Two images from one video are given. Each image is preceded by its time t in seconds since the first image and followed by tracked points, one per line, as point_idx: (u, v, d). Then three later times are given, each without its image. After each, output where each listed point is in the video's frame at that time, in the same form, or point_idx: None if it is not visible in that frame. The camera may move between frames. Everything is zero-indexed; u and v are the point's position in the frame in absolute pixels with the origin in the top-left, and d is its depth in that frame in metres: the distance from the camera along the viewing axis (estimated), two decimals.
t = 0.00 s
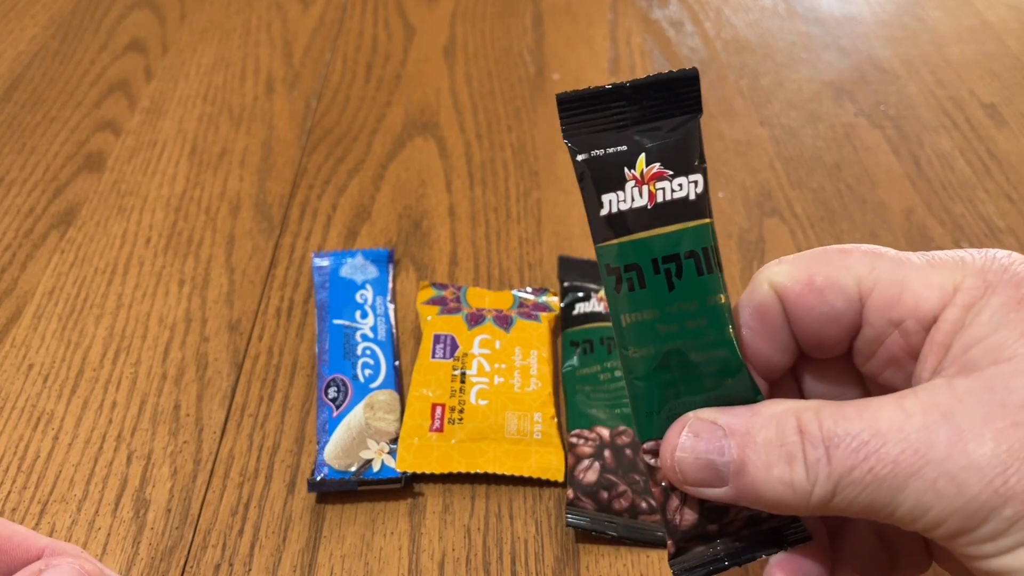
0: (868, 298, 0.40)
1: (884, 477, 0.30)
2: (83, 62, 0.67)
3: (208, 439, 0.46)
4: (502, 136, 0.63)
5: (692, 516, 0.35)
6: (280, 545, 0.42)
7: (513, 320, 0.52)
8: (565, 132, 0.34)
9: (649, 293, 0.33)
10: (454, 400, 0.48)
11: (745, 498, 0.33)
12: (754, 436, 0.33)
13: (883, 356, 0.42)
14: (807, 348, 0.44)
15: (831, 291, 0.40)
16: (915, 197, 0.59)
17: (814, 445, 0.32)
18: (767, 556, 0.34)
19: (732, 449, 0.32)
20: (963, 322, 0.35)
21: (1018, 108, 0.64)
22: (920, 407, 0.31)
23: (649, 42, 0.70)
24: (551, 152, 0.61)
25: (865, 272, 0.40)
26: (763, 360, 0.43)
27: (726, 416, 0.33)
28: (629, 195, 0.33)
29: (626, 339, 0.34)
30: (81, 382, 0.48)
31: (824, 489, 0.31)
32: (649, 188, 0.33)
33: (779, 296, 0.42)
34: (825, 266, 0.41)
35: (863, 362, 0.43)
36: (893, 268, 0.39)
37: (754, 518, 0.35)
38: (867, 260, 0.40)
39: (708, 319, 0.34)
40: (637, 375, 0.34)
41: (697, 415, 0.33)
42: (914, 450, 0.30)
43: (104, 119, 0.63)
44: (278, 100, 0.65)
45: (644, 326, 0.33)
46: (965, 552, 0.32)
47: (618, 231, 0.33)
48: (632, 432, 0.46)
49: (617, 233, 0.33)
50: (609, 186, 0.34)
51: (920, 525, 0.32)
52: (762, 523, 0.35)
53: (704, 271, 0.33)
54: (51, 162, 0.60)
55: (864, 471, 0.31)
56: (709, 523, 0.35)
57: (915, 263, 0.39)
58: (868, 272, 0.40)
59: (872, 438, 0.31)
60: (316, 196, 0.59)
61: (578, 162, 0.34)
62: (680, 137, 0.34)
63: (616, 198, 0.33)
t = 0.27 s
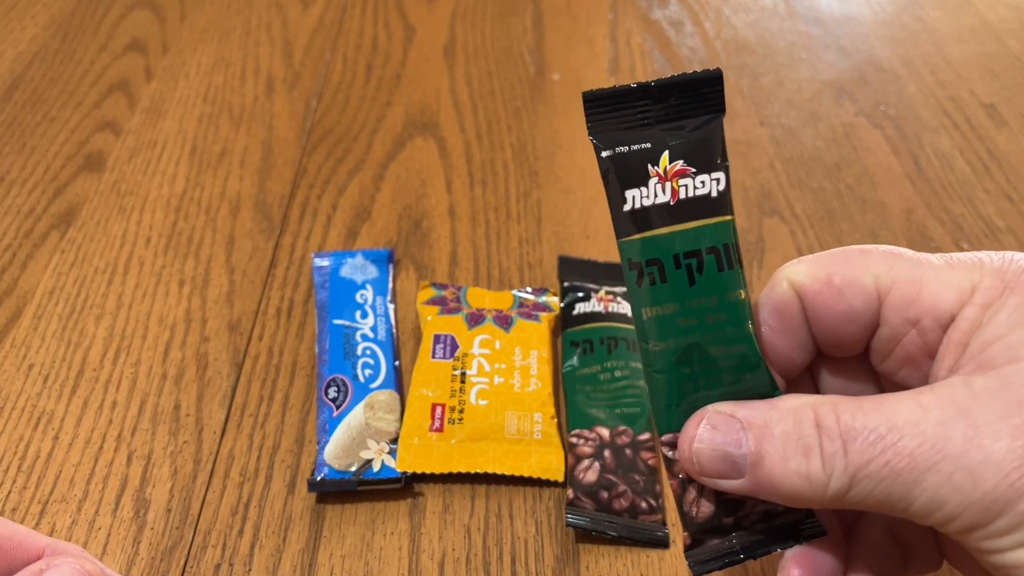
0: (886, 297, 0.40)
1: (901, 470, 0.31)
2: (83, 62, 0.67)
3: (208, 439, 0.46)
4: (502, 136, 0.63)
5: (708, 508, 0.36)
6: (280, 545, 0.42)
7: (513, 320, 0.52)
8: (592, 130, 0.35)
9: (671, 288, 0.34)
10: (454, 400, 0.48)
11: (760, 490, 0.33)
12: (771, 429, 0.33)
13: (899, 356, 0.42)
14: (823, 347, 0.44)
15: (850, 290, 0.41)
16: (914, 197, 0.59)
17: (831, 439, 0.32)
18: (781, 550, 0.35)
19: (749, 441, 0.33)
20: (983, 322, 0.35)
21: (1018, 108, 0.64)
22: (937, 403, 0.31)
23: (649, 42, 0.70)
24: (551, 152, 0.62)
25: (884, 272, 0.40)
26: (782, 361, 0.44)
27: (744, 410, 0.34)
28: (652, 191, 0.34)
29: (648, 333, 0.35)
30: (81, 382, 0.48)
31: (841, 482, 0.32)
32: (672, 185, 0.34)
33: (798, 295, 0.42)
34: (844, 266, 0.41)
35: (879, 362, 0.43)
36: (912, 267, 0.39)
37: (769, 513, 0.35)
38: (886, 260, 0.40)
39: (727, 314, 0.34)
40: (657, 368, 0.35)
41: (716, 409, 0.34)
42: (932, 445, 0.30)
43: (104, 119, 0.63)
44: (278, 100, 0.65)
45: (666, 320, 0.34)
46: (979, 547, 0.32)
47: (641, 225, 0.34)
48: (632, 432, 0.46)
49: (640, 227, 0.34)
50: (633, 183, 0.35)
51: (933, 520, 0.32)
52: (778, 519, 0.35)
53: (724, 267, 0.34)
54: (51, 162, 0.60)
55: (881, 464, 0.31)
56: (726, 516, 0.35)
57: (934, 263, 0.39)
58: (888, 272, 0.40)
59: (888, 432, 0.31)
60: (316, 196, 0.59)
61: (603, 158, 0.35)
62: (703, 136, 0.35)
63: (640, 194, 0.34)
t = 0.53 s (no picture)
0: (911, 306, 0.41)
1: (925, 476, 0.31)
2: (84, 62, 0.67)
3: (209, 439, 0.46)
4: (502, 136, 0.63)
5: (734, 513, 0.36)
6: (281, 545, 0.42)
7: (513, 320, 0.52)
8: (612, 149, 0.37)
9: (691, 294, 0.34)
10: (454, 400, 0.48)
11: (784, 494, 0.33)
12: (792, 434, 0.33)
13: (926, 364, 0.42)
14: (852, 357, 0.45)
15: (874, 299, 0.42)
16: (914, 197, 0.59)
17: (854, 443, 0.33)
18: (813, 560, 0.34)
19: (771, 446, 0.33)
20: (1007, 328, 0.36)
21: (1018, 108, 0.64)
22: (960, 410, 0.31)
23: (649, 42, 0.70)
24: (551, 152, 0.62)
25: (908, 282, 0.41)
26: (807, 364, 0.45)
27: (767, 414, 0.34)
28: (670, 203, 0.35)
29: (670, 339, 0.35)
30: (82, 382, 0.49)
31: (864, 486, 0.32)
32: (690, 197, 0.35)
33: (823, 305, 0.43)
34: (868, 276, 0.42)
35: (907, 369, 0.44)
36: (936, 277, 0.40)
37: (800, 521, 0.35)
38: (909, 270, 0.41)
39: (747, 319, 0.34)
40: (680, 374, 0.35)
41: (738, 412, 0.34)
42: (956, 452, 0.31)
43: (104, 119, 0.63)
44: (279, 101, 0.65)
45: (686, 326, 0.34)
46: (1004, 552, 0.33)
47: (660, 235, 0.35)
48: (632, 432, 0.46)
49: (659, 237, 0.35)
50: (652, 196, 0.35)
51: (957, 523, 0.32)
52: (810, 528, 0.35)
53: (743, 272, 0.34)
54: (52, 163, 0.60)
55: (904, 469, 0.32)
56: (753, 522, 0.35)
57: (959, 271, 0.40)
58: (911, 282, 0.41)
59: (912, 438, 0.31)
60: (317, 196, 0.59)
61: (623, 175, 0.36)
62: (719, 153, 0.36)
63: (659, 207, 0.35)
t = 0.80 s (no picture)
0: (962, 277, 0.41)
1: (966, 444, 0.32)
2: (84, 62, 0.67)
3: (209, 439, 0.46)
4: (502, 136, 0.63)
5: (777, 482, 0.36)
6: (281, 545, 0.42)
7: (513, 321, 0.52)
8: (607, 136, 0.37)
9: (707, 272, 0.34)
10: (455, 399, 0.48)
11: (818, 452, 0.34)
12: (832, 395, 0.34)
13: (974, 337, 0.42)
14: (897, 329, 0.46)
15: (924, 269, 0.42)
16: (914, 197, 0.59)
17: (895, 407, 0.33)
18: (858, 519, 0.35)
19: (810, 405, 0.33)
20: None
21: (1018, 109, 0.64)
22: (1006, 380, 0.32)
23: (648, 42, 0.70)
24: (551, 152, 0.62)
25: (959, 253, 0.41)
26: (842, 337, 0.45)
27: (805, 374, 0.34)
28: (673, 183, 0.35)
29: (692, 319, 0.35)
30: (82, 382, 0.49)
31: (901, 450, 0.33)
32: (692, 174, 0.35)
33: (871, 275, 0.44)
34: (919, 247, 0.42)
35: (953, 344, 0.44)
36: (989, 248, 0.41)
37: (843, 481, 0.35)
38: (962, 241, 0.41)
39: (765, 288, 0.34)
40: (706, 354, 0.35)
41: (773, 372, 0.34)
42: (1000, 421, 0.31)
43: (104, 119, 0.63)
44: (279, 101, 0.65)
45: (706, 303, 0.35)
46: None
47: (667, 217, 0.35)
48: (632, 432, 0.46)
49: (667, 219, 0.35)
50: (655, 177, 0.35)
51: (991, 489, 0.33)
52: (854, 487, 0.35)
53: (755, 243, 0.34)
54: (52, 163, 0.60)
55: (945, 437, 0.32)
56: (798, 488, 0.36)
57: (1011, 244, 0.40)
58: (963, 253, 0.41)
59: (955, 407, 0.32)
60: (317, 196, 0.59)
61: (623, 160, 0.36)
62: (717, 124, 0.36)
63: (662, 188, 0.35)
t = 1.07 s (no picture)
0: (962, 300, 0.41)
1: (965, 456, 0.32)
2: (83, 62, 0.67)
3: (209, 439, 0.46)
4: (502, 136, 0.63)
5: (755, 484, 0.36)
6: (281, 544, 0.42)
7: (513, 320, 0.52)
8: (695, 118, 0.38)
9: (750, 273, 0.37)
10: (455, 400, 0.48)
11: (823, 468, 0.34)
12: (839, 409, 0.34)
13: (975, 356, 0.42)
14: (897, 352, 0.45)
15: (926, 294, 0.42)
16: (914, 197, 0.59)
17: (896, 423, 0.33)
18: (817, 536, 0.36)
19: (816, 419, 0.34)
20: None
21: (1017, 109, 0.64)
22: (1006, 396, 0.32)
23: (648, 42, 0.70)
24: (551, 152, 0.62)
25: (959, 276, 0.41)
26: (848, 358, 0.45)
27: (814, 391, 0.35)
28: (745, 182, 0.37)
29: (723, 313, 0.37)
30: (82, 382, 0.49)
31: (902, 463, 0.33)
32: (764, 178, 0.37)
33: (876, 301, 0.43)
34: (920, 271, 0.42)
35: (954, 363, 0.44)
36: (987, 271, 0.41)
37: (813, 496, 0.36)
38: (961, 265, 0.41)
39: (800, 303, 0.37)
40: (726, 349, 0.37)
41: (784, 390, 0.35)
42: (996, 435, 0.31)
43: (104, 119, 0.63)
44: (279, 101, 0.65)
45: (741, 302, 0.37)
46: None
47: (727, 212, 0.37)
48: (632, 432, 0.46)
49: (726, 212, 0.37)
50: (727, 171, 0.38)
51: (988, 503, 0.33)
52: (823, 507, 0.36)
53: (802, 260, 0.37)
54: (52, 163, 0.60)
55: (945, 448, 0.32)
56: (772, 495, 0.36)
57: (1007, 267, 0.41)
58: (962, 277, 0.41)
59: (955, 421, 0.32)
60: (317, 196, 0.59)
61: (704, 147, 0.38)
62: (800, 137, 0.38)
63: (732, 183, 0.37)
